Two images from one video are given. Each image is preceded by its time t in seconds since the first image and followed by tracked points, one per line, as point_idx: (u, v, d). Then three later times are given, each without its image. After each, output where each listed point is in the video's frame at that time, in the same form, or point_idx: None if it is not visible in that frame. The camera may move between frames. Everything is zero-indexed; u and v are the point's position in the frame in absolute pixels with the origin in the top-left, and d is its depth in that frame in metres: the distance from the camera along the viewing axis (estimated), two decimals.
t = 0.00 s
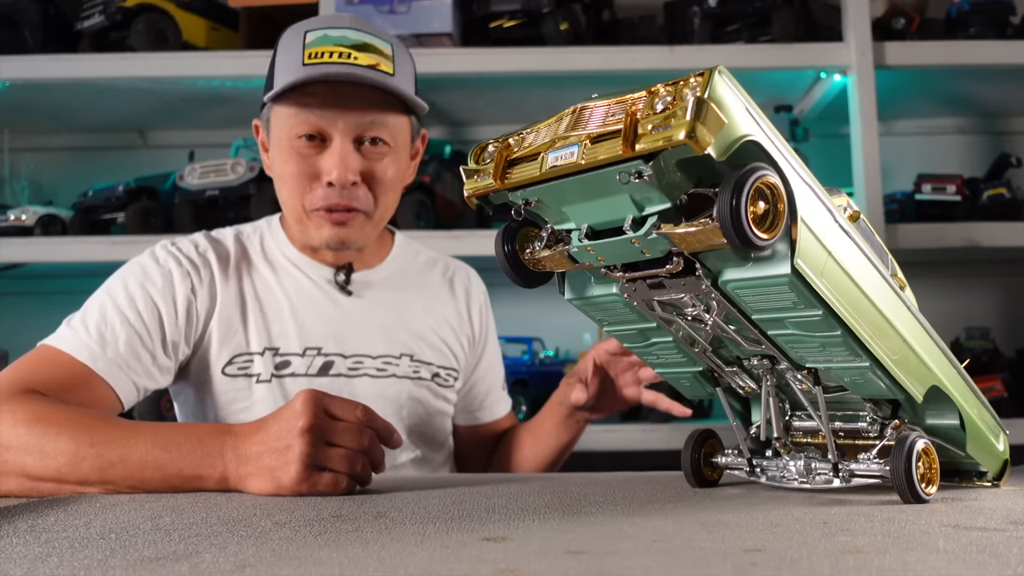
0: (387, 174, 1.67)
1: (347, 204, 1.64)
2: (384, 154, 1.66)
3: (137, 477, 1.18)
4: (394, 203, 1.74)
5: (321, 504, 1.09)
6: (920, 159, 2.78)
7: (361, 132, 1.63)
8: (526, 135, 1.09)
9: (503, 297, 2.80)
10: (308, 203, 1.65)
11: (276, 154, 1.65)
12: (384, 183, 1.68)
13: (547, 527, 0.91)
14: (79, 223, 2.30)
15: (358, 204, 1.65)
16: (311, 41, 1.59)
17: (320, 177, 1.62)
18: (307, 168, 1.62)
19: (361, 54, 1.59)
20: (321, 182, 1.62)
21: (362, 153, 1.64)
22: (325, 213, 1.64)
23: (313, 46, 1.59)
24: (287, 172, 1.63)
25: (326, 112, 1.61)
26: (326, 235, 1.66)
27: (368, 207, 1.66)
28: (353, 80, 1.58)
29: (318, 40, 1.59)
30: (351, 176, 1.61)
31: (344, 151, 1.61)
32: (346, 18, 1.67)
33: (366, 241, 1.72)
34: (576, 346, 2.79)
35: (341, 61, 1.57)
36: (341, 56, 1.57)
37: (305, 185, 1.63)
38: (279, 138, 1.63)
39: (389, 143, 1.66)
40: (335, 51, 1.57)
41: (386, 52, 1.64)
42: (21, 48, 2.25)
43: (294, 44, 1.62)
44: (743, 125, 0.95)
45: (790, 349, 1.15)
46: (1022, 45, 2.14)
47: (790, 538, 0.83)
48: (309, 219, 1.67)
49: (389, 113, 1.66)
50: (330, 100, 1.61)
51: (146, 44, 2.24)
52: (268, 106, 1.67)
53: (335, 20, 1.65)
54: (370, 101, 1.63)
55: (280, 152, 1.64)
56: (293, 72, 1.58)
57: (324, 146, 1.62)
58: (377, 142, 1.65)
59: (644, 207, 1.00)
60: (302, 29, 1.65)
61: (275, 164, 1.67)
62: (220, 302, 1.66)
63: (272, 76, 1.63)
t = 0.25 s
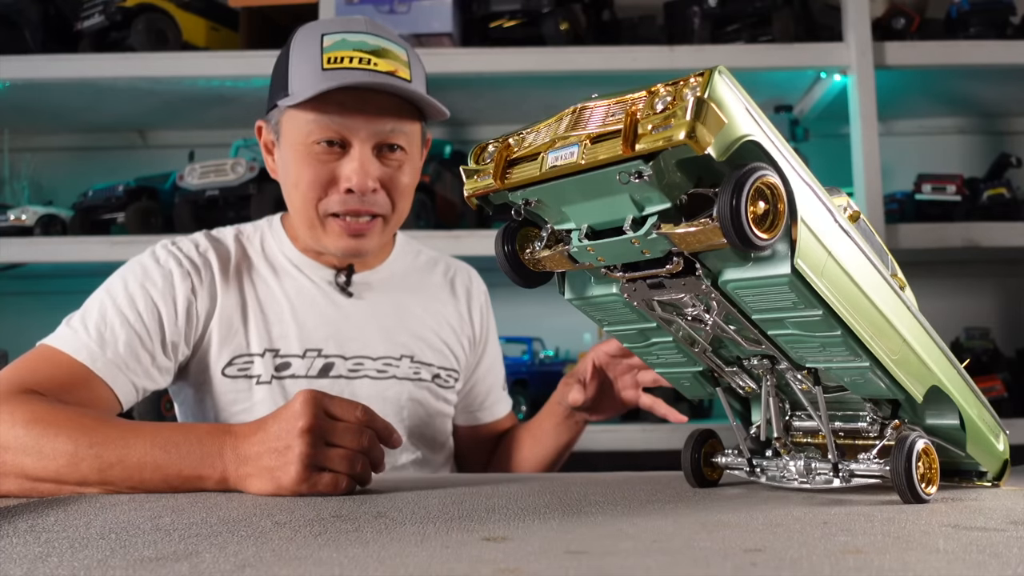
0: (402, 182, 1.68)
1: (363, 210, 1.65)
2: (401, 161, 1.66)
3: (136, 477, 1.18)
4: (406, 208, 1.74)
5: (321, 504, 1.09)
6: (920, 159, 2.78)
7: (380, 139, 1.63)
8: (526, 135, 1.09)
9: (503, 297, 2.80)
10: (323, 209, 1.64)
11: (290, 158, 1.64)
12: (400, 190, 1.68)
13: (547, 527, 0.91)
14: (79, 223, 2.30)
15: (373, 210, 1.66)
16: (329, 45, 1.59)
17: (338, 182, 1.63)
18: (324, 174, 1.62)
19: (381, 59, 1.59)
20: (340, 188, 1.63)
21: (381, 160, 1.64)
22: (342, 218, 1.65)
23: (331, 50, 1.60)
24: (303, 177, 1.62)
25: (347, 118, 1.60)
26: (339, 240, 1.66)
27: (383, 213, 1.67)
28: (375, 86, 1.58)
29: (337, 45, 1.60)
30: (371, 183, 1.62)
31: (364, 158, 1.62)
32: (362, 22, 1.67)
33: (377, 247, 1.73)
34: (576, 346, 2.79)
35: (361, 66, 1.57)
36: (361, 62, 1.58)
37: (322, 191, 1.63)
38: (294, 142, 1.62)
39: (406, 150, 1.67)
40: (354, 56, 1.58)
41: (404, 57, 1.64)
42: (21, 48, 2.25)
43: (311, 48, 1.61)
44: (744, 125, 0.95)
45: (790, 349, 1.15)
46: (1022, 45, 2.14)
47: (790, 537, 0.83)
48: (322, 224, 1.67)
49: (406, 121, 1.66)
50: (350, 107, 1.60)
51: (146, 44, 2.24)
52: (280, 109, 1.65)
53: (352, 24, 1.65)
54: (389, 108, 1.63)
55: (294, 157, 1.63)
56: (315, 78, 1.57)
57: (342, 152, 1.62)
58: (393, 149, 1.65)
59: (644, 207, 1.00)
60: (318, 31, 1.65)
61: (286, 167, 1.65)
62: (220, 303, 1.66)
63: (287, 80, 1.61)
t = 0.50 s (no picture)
0: (409, 173, 1.68)
1: (374, 202, 1.66)
2: (406, 153, 1.67)
3: (136, 477, 1.18)
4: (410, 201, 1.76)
5: (321, 504, 1.09)
6: (920, 159, 2.78)
7: (386, 132, 1.64)
8: (526, 135, 1.09)
9: (503, 297, 2.79)
10: (333, 203, 1.65)
11: (294, 156, 1.63)
12: (407, 182, 1.69)
13: (547, 527, 0.91)
14: (78, 223, 2.30)
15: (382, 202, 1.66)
16: (329, 42, 1.59)
17: (348, 178, 1.63)
18: (333, 170, 1.62)
19: (382, 54, 1.58)
20: (350, 183, 1.63)
21: (389, 152, 1.65)
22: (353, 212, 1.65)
23: (331, 46, 1.59)
24: (312, 175, 1.62)
25: (353, 113, 1.61)
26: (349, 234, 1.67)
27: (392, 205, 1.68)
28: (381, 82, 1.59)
29: (336, 41, 1.60)
30: (381, 176, 1.62)
31: (373, 152, 1.62)
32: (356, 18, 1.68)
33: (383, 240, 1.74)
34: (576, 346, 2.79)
35: (363, 61, 1.56)
36: (362, 56, 1.57)
37: (332, 187, 1.63)
38: (299, 140, 1.62)
39: (409, 141, 1.68)
40: (355, 51, 1.57)
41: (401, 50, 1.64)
42: (21, 48, 2.25)
43: (310, 46, 1.61)
44: (744, 125, 0.95)
45: (790, 349, 1.15)
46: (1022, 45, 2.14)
47: (790, 538, 0.83)
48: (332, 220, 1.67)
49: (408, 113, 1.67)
50: (356, 102, 1.60)
51: (146, 44, 2.24)
52: (279, 108, 1.64)
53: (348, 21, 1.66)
54: (393, 100, 1.64)
55: (300, 154, 1.62)
56: (316, 73, 1.56)
57: (350, 147, 1.63)
58: (399, 141, 1.66)
59: (644, 207, 1.00)
60: (314, 27, 1.64)
61: (290, 166, 1.65)
62: (218, 303, 1.66)
63: (288, 78, 1.60)
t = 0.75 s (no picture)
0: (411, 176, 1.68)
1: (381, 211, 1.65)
2: (406, 157, 1.67)
3: (136, 477, 1.18)
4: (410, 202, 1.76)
5: (321, 504, 1.09)
6: (920, 159, 2.78)
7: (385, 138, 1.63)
8: (526, 135, 1.09)
9: (503, 297, 2.79)
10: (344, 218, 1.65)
11: (298, 174, 1.63)
12: (409, 185, 1.69)
13: (547, 527, 0.91)
14: (79, 223, 2.30)
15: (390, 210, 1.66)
16: (318, 55, 1.61)
17: (355, 190, 1.62)
18: (339, 184, 1.61)
19: (371, 61, 1.61)
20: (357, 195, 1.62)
21: (389, 158, 1.64)
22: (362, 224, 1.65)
23: (321, 59, 1.61)
24: (319, 191, 1.61)
25: (352, 124, 1.59)
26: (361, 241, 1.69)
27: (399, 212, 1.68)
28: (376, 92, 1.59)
29: (325, 53, 1.62)
30: (386, 184, 1.61)
31: (376, 161, 1.62)
32: (337, 20, 1.67)
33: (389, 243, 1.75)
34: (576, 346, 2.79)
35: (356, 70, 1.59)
36: (354, 66, 1.60)
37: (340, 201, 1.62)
38: (300, 156, 1.61)
39: (408, 144, 1.67)
40: (346, 63, 1.60)
41: (385, 52, 1.67)
42: (21, 48, 2.25)
43: (298, 59, 1.61)
44: (744, 125, 0.95)
45: (790, 349, 1.15)
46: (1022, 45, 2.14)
47: (790, 538, 0.83)
48: (342, 232, 1.67)
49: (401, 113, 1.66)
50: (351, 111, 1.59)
51: (146, 44, 2.24)
52: (275, 125, 1.63)
53: (330, 25, 1.65)
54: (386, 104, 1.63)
55: (304, 172, 1.61)
56: (311, 90, 1.58)
57: (353, 159, 1.62)
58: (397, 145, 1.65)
59: (644, 207, 1.00)
60: (300, 37, 1.63)
61: (292, 180, 1.64)
62: (217, 305, 1.66)
63: (282, 96, 1.60)
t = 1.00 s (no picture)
0: (403, 174, 1.67)
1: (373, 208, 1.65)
2: (400, 154, 1.65)
3: (136, 477, 1.18)
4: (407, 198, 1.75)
5: (321, 504, 1.09)
6: (920, 159, 2.78)
7: (376, 135, 1.61)
8: (526, 135, 1.09)
9: (503, 297, 2.80)
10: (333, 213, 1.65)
11: (291, 168, 1.63)
12: (401, 182, 1.68)
13: (548, 527, 0.91)
14: (79, 223, 2.30)
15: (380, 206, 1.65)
16: (310, 52, 1.60)
17: (344, 186, 1.62)
18: (329, 180, 1.61)
19: (364, 58, 1.59)
20: (346, 190, 1.62)
21: (380, 155, 1.62)
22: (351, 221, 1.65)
23: (313, 56, 1.60)
24: (309, 187, 1.62)
25: (342, 120, 1.59)
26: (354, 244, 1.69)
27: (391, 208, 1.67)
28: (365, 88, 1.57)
29: (318, 50, 1.60)
30: (376, 181, 1.61)
31: (366, 157, 1.60)
32: (338, 22, 1.68)
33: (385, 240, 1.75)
34: (576, 346, 2.79)
35: (347, 67, 1.57)
36: (345, 63, 1.57)
37: (330, 197, 1.63)
38: (293, 152, 1.61)
39: (401, 141, 1.65)
40: (338, 59, 1.58)
41: (384, 52, 1.64)
42: (21, 48, 2.25)
43: (293, 56, 1.61)
44: (744, 125, 0.95)
45: (790, 349, 1.15)
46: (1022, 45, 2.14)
47: (790, 538, 0.83)
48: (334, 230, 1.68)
49: (394, 109, 1.64)
50: (341, 107, 1.58)
51: (146, 44, 2.24)
52: (269, 120, 1.64)
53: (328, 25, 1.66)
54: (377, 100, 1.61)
55: (296, 167, 1.62)
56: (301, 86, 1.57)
57: (343, 155, 1.61)
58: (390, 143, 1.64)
59: (644, 207, 1.00)
60: (295, 37, 1.63)
61: (286, 176, 1.64)
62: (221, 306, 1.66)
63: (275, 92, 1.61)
